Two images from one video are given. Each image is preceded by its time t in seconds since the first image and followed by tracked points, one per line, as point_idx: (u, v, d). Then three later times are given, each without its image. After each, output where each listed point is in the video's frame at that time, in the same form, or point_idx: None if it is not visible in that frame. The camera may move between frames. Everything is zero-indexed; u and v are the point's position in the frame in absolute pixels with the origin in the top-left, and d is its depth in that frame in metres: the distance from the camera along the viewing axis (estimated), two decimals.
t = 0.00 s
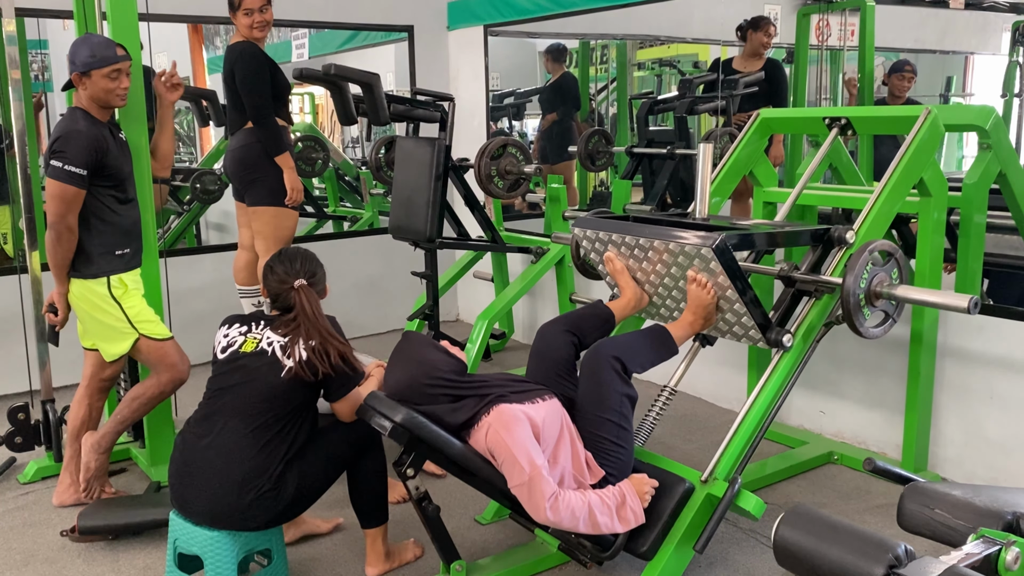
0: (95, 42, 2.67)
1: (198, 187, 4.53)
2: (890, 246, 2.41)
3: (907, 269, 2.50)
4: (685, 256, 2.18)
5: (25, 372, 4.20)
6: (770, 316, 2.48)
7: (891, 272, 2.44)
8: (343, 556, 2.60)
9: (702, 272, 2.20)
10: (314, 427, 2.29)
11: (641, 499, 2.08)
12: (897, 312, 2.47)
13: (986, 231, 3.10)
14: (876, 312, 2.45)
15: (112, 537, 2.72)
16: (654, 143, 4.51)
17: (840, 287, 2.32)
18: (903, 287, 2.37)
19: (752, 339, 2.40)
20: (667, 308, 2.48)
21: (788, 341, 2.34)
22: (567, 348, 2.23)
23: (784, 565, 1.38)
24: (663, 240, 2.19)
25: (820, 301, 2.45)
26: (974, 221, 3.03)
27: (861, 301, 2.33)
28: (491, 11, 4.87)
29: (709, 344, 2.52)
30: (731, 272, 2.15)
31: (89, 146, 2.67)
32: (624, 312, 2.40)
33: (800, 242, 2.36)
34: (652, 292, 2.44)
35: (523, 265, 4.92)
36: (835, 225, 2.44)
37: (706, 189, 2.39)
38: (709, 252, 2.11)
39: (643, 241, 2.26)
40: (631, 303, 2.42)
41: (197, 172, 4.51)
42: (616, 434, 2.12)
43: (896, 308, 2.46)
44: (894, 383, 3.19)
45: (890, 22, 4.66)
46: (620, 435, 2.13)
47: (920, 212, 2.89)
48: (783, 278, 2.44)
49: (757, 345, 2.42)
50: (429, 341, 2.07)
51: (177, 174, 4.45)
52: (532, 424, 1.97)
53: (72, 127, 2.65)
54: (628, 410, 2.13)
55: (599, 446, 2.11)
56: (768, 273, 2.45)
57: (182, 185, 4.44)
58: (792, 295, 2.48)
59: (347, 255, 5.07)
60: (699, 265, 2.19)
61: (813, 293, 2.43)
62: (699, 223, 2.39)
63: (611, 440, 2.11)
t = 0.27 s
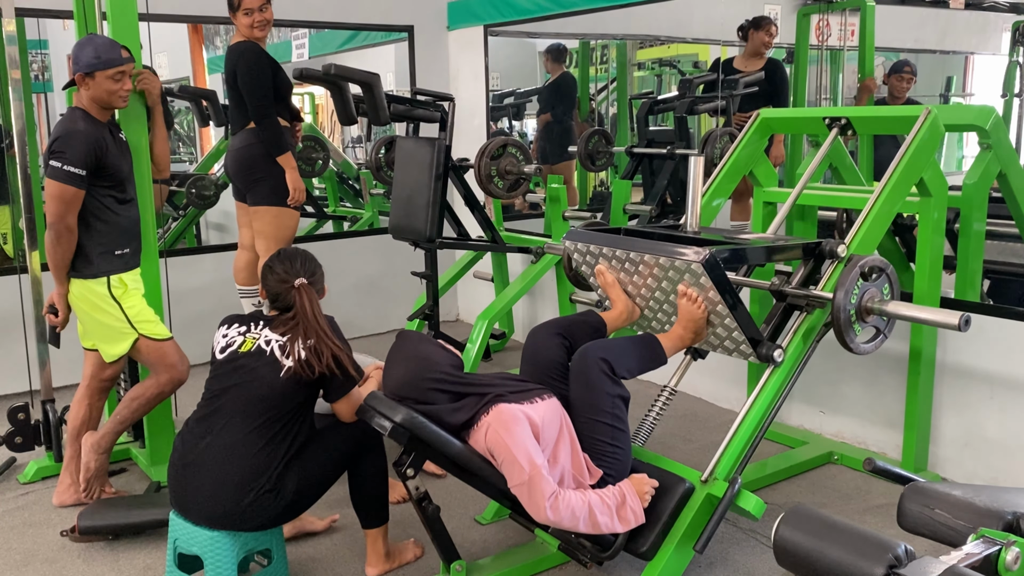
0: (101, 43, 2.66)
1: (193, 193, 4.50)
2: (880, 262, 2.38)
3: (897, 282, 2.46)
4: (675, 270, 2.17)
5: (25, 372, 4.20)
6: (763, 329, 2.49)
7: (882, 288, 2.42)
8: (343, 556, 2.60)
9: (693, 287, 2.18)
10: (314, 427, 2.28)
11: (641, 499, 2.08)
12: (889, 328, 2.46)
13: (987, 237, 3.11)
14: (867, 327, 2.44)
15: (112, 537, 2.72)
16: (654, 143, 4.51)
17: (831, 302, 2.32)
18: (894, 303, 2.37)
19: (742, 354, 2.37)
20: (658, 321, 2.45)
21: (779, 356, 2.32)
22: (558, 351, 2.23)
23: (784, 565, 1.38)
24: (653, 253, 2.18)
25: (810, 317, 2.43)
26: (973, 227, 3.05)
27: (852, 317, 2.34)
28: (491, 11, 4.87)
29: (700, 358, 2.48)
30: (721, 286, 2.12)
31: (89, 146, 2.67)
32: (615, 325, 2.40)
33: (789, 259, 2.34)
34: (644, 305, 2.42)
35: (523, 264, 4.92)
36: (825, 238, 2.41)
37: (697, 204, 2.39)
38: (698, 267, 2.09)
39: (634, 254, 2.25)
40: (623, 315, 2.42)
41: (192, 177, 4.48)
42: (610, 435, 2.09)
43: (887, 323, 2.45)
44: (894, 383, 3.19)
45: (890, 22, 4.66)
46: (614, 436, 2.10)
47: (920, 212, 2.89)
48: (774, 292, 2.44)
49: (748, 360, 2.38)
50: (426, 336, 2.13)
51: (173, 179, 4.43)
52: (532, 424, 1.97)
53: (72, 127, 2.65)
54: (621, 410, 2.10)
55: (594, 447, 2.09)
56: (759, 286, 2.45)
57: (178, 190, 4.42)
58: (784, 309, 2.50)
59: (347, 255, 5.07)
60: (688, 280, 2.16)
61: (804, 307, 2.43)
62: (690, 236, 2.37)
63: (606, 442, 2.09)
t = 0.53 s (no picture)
0: (103, 43, 2.65)
1: (190, 196, 4.51)
2: (877, 271, 2.43)
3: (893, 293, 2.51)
4: (670, 279, 2.16)
5: (25, 372, 4.20)
6: (758, 337, 2.46)
7: (877, 296, 2.45)
8: (343, 556, 2.60)
9: (687, 295, 2.18)
10: (314, 427, 2.28)
11: (641, 499, 2.08)
12: (883, 337, 2.46)
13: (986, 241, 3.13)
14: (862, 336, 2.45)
15: (112, 537, 2.72)
16: (655, 143, 4.51)
17: (826, 311, 2.32)
18: (888, 312, 2.39)
19: (738, 361, 2.38)
20: (653, 328, 2.45)
21: (774, 364, 2.32)
22: (554, 353, 2.23)
23: (784, 564, 1.38)
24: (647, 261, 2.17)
25: (806, 323, 2.43)
26: (973, 230, 3.07)
27: (846, 326, 2.35)
28: (491, 11, 4.87)
29: (696, 365, 2.49)
30: (715, 295, 2.12)
31: (90, 146, 2.67)
32: (611, 331, 2.39)
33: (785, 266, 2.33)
34: (639, 312, 2.41)
35: (523, 265, 4.92)
36: (822, 246, 2.40)
37: (692, 214, 2.37)
38: (693, 275, 2.08)
39: (628, 262, 2.24)
40: (618, 322, 2.40)
41: (189, 181, 4.50)
42: (607, 436, 2.09)
43: (882, 333, 2.46)
44: (894, 383, 3.19)
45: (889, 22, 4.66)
46: (612, 437, 2.10)
47: (920, 212, 2.89)
48: (769, 300, 2.43)
49: (744, 368, 2.39)
50: (425, 335, 2.12)
51: (171, 182, 4.43)
52: (532, 424, 1.97)
53: (73, 128, 2.65)
54: (618, 412, 2.10)
55: (592, 448, 2.10)
56: (754, 294, 2.45)
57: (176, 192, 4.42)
58: (778, 318, 2.48)
59: (347, 255, 5.07)
60: (683, 288, 2.16)
61: (799, 316, 2.42)
62: (685, 244, 2.37)
63: (603, 443, 2.10)
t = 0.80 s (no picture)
0: (106, 41, 2.68)
1: (190, 197, 4.51)
2: (875, 272, 2.41)
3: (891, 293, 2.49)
4: (667, 281, 2.16)
5: (25, 372, 4.20)
6: (757, 339, 2.46)
7: (876, 299, 2.44)
8: (343, 556, 2.60)
9: (685, 297, 2.17)
10: (314, 427, 2.28)
11: (641, 499, 2.07)
12: (882, 339, 2.45)
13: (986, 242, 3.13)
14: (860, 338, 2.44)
15: (112, 537, 2.72)
16: (655, 144, 4.51)
17: (824, 313, 2.32)
18: (888, 313, 2.38)
19: (737, 364, 2.36)
20: (652, 330, 2.45)
21: (773, 367, 2.32)
22: (553, 353, 2.23)
23: (784, 565, 1.37)
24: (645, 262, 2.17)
25: (805, 324, 2.43)
26: (973, 230, 3.07)
27: (845, 328, 2.35)
28: (491, 11, 4.87)
29: (695, 367, 2.49)
30: (714, 297, 2.11)
31: (95, 145, 2.67)
32: (610, 333, 2.40)
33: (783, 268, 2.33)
34: (637, 314, 2.41)
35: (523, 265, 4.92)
36: (820, 249, 2.40)
37: (690, 215, 2.39)
38: (692, 277, 2.08)
39: (626, 264, 2.24)
40: (617, 324, 2.41)
41: (189, 181, 4.50)
42: (606, 436, 2.09)
43: (880, 335, 2.45)
44: (895, 383, 3.19)
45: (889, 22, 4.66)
46: (611, 436, 2.10)
47: (920, 212, 2.89)
48: (768, 302, 2.43)
49: (743, 371, 2.39)
50: (424, 335, 2.12)
51: (171, 182, 4.45)
52: (532, 424, 1.97)
53: (77, 127, 2.65)
54: (617, 411, 2.10)
55: (591, 448, 2.10)
56: (753, 297, 2.44)
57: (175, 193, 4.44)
58: (777, 319, 2.48)
59: (347, 255, 5.07)
60: (682, 290, 2.16)
61: (798, 318, 2.42)
62: (684, 246, 2.37)
63: (603, 442, 2.09)
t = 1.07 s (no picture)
0: (106, 37, 2.68)
1: (191, 195, 4.51)
2: (878, 268, 2.43)
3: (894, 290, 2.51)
4: (670, 277, 2.16)
5: (25, 372, 4.20)
6: (759, 336, 2.46)
7: (877, 294, 2.46)
8: (343, 556, 2.60)
9: (688, 293, 2.18)
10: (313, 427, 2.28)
11: (641, 499, 2.08)
12: (884, 335, 2.48)
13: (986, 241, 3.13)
14: (863, 334, 2.46)
15: (112, 537, 2.72)
16: (655, 143, 4.51)
17: (827, 309, 2.33)
18: (890, 309, 2.40)
19: (739, 360, 2.37)
20: (654, 326, 2.44)
21: (774, 363, 2.32)
22: (554, 352, 2.22)
23: (784, 564, 1.37)
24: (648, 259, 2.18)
25: (806, 323, 2.43)
26: (973, 229, 3.06)
27: (848, 325, 2.36)
28: (491, 11, 4.87)
29: (697, 363, 2.47)
30: (716, 293, 2.12)
31: (97, 143, 2.67)
32: (611, 330, 2.38)
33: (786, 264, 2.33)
34: (640, 310, 2.40)
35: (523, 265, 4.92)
36: (822, 244, 2.39)
37: (693, 212, 2.37)
38: (694, 273, 2.09)
39: (629, 260, 2.25)
40: (619, 321, 2.40)
41: (189, 180, 4.50)
42: (607, 436, 2.09)
43: (884, 330, 2.47)
44: (895, 383, 3.19)
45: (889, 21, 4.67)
46: (612, 437, 2.10)
47: (920, 212, 2.89)
48: (770, 298, 2.41)
49: (745, 366, 2.39)
50: (424, 335, 2.12)
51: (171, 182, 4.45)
52: (532, 424, 1.97)
53: (78, 125, 2.65)
54: (619, 412, 2.10)
55: (592, 448, 2.10)
56: (755, 293, 2.43)
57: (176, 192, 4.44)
58: (779, 316, 2.47)
59: (347, 255, 5.07)
60: (684, 286, 2.16)
61: (800, 314, 2.41)
62: (687, 241, 2.37)
63: (603, 443, 2.10)
